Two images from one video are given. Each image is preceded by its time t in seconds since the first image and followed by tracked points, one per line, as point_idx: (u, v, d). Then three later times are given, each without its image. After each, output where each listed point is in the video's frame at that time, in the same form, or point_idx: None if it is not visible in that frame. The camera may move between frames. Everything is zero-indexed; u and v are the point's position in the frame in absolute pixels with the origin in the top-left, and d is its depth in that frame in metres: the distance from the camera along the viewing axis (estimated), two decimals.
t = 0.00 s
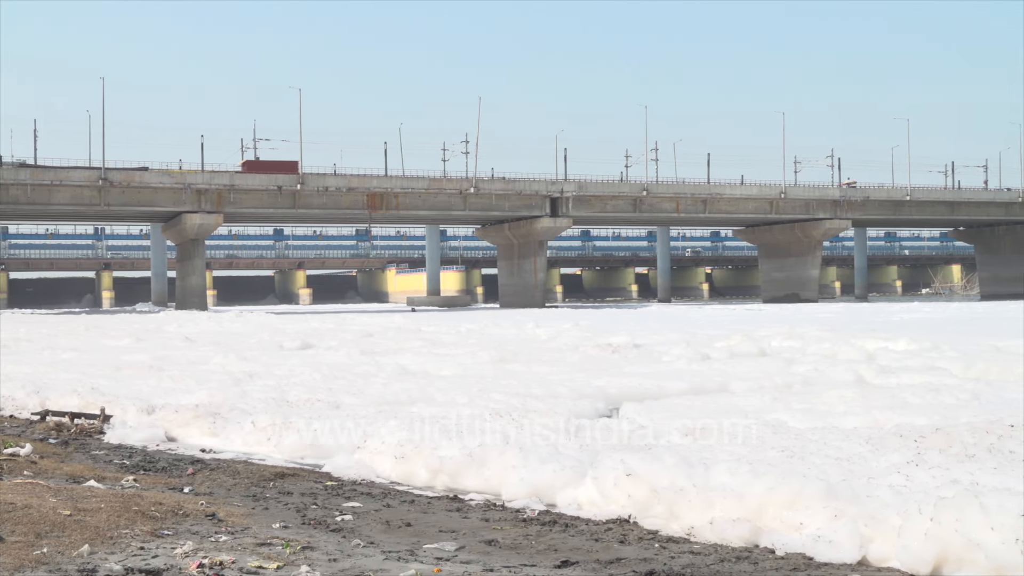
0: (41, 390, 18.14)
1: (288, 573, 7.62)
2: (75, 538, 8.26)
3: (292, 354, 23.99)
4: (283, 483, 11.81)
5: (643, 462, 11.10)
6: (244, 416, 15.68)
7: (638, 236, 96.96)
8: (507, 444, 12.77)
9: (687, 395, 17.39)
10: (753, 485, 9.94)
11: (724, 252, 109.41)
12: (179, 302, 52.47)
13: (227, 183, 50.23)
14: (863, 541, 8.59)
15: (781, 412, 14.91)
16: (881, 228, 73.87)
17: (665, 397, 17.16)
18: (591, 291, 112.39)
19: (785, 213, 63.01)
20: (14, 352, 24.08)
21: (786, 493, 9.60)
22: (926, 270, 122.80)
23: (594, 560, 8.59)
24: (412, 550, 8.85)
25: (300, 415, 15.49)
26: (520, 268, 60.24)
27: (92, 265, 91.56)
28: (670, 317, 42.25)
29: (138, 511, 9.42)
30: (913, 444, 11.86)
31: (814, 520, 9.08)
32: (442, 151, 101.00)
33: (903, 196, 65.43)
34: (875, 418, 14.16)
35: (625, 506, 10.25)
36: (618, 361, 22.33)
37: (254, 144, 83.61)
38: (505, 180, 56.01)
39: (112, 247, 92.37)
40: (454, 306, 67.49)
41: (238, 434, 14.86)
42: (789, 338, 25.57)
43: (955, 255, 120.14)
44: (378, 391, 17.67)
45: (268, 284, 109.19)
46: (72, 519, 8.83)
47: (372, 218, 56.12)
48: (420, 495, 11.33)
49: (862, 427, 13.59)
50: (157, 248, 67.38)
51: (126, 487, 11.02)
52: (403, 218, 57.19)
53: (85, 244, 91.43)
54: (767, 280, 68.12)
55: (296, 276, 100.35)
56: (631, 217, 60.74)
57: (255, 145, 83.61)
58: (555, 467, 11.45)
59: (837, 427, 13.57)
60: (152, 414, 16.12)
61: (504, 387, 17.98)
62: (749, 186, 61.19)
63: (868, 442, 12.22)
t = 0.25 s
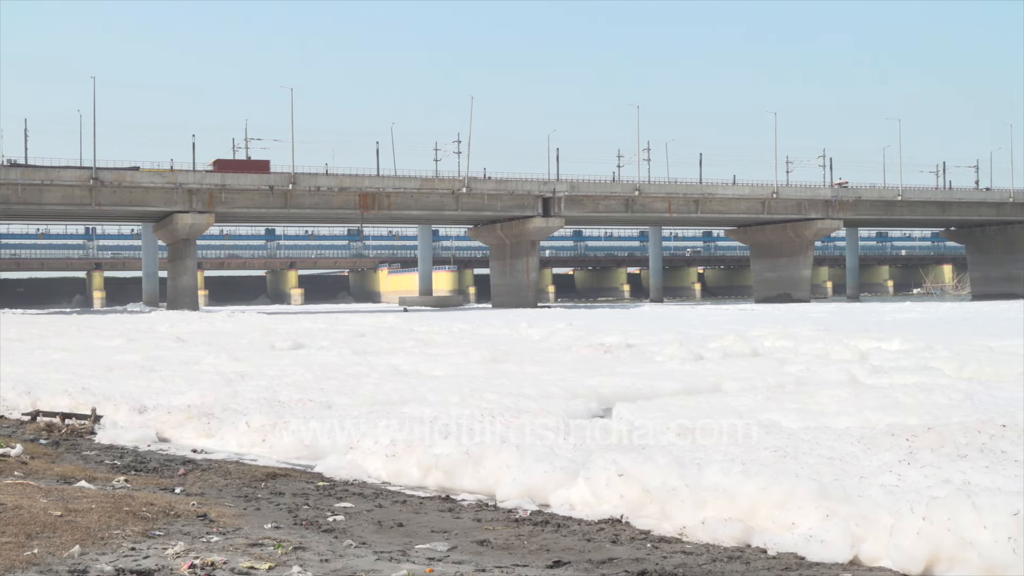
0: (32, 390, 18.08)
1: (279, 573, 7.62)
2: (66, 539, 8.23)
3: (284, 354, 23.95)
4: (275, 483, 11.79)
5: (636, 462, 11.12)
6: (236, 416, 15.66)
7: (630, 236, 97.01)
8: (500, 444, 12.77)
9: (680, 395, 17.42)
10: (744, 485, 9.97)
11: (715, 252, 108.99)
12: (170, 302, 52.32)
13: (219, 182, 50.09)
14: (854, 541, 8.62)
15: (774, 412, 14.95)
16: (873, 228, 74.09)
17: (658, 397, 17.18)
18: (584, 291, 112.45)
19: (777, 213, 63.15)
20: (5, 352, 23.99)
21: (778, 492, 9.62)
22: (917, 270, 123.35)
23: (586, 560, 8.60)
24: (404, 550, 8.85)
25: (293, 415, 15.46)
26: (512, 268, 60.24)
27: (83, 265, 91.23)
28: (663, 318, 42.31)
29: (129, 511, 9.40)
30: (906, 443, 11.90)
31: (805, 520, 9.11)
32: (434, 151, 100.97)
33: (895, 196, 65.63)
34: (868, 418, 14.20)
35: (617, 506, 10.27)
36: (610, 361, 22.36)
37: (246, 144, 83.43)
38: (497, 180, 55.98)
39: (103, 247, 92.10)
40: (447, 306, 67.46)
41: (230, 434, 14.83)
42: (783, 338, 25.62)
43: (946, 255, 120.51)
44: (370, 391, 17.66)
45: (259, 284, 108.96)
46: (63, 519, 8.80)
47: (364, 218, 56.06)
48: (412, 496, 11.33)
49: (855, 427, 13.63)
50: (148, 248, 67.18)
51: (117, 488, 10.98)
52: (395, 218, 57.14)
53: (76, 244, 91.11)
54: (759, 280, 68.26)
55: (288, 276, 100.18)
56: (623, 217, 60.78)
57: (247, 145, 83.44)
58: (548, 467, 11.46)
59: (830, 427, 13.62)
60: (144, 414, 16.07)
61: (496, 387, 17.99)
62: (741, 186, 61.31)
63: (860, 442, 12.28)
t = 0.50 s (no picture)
0: (23, 390, 18.01)
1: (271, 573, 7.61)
2: (57, 539, 8.20)
3: (277, 354, 23.91)
4: (267, 484, 11.77)
5: (628, 462, 11.13)
6: (228, 416, 15.62)
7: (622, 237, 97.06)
8: (493, 444, 12.77)
9: (673, 395, 17.45)
10: (737, 485, 9.99)
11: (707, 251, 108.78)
12: (161, 302, 52.15)
13: (211, 182, 49.97)
14: (846, 540, 8.65)
15: (766, 412, 14.99)
16: (865, 228, 74.35)
17: (651, 397, 17.21)
18: (576, 291, 112.53)
19: (769, 213, 63.29)
20: None
21: (770, 492, 9.65)
22: (908, 270, 123.90)
23: (578, 559, 8.61)
24: (396, 550, 8.84)
25: (285, 415, 15.43)
26: (505, 268, 60.25)
27: (74, 265, 90.89)
28: (655, 318, 42.37)
29: (120, 512, 9.37)
30: (897, 443, 11.94)
31: (797, 520, 9.14)
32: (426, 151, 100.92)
33: (886, 196, 65.85)
34: (861, 417, 14.25)
35: (609, 506, 10.28)
36: (603, 361, 22.37)
37: (238, 143, 83.23)
38: (490, 180, 55.99)
39: (95, 247, 91.80)
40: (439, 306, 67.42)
41: (222, 434, 14.81)
42: (776, 338, 25.68)
43: (937, 255, 120.98)
44: (363, 391, 17.63)
45: (251, 284, 108.72)
46: (54, 520, 8.77)
47: (356, 218, 56.02)
48: (405, 496, 11.32)
49: (848, 426, 13.67)
50: (140, 248, 66.92)
51: (108, 489, 10.94)
52: (387, 218, 57.11)
53: (67, 244, 90.77)
54: (751, 280, 68.43)
55: (280, 276, 100.02)
56: (615, 217, 60.82)
57: (239, 144, 83.24)
58: (540, 467, 11.46)
59: (822, 426, 13.67)
60: (135, 415, 16.03)
61: (489, 387, 17.98)
62: (733, 187, 61.44)
63: (853, 441, 12.32)
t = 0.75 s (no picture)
0: (13, 391, 17.93)
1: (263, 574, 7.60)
2: (47, 540, 8.17)
3: (269, 354, 23.85)
4: (258, 484, 11.74)
5: (620, 461, 11.16)
6: (219, 416, 15.59)
7: (614, 237, 97.19)
8: (485, 444, 12.76)
9: (665, 395, 17.49)
10: (728, 485, 10.01)
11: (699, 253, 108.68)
12: (153, 303, 51.97)
13: (203, 181, 49.83)
14: (837, 540, 8.69)
15: (760, 411, 15.05)
16: (857, 228, 74.59)
17: (644, 397, 17.24)
18: (568, 291, 112.57)
19: (761, 213, 63.42)
20: None
21: (761, 492, 9.67)
22: (899, 270, 124.36)
23: (570, 559, 8.62)
24: (387, 550, 8.83)
25: (277, 415, 15.42)
26: (497, 268, 60.23)
27: (65, 265, 90.54)
28: (647, 317, 42.40)
29: (111, 512, 9.33)
30: (889, 442, 12.00)
31: (788, 519, 9.17)
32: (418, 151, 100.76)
33: (878, 196, 66.01)
34: (853, 416, 14.31)
35: (601, 505, 10.29)
36: (595, 361, 22.42)
37: (229, 142, 82.97)
38: (482, 180, 55.97)
39: (86, 247, 91.50)
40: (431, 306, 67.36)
41: (215, 434, 14.76)
42: (769, 338, 25.74)
43: (928, 255, 121.31)
44: (354, 391, 17.61)
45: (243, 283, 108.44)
46: (44, 520, 8.73)
47: (348, 217, 55.97)
48: (396, 496, 11.31)
49: (840, 426, 13.72)
50: (131, 248, 66.67)
51: (99, 488, 10.91)
52: (379, 218, 57.05)
53: (58, 244, 90.41)
54: (742, 280, 68.58)
55: (272, 276, 99.82)
56: (607, 217, 60.86)
57: (230, 143, 82.97)
58: (533, 466, 11.47)
59: (814, 425, 13.71)
60: (126, 415, 15.96)
61: (481, 387, 17.97)
62: (725, 186, 61.55)
63: (846, 440, 12.38)
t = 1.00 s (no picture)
0: (4, 391, 17.86)
1: (255, 574, 7.58)
2: (38, 540, 8.15)
3: (261, 354, 23.80)
4: (250, 484, 11.73)
5: (612, 460, 11.18)
6: (212, 416, 15.56)
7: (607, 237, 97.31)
8: (478, 444, 12.76)
9: (658, 394, 17.51)
10: (720, 484, 10.03)
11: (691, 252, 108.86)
12: (145, 303, 51.84)
13: (194, 181, 49.68)
14: (829, 539, 8.72)
15: (752, 410, 15.10)
16: (848, 228, 74.82)
17: (637, 397, 17.26)
18: (560, 291, 112.62)
19: (752, 213, 63.55)
20: None
21: (753, 490, 9.70)
22: (891, 270, 124.89)
23: (563, 559, 8.63)
24: (379, 550, 8.83)
25: (270, 415, 15.39)
26: (489, 268, 60.24)
27: (56, 265, 90.18)
28: (640, 318, 42.48)
29: (103, 513, 9.31)
30: (882, 441, 12.04)
31: (780, 518, 9.19)
32: (411, 151, 100.75)
33: (869, 196, 66.18)
34: (845, 416, 14.37)
35: (593, 505, 10.31)
36: (587, 361, 22.45)
37: (222, 142, 82.76)
38: (474, 180, 55.98)
39: (77, 247, 91.15)
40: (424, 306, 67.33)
41: (208, 435, 14.73)
42: (762, 338, 25.82)
43: (919, 255, 121.71)
44: (346, 391, 17.60)
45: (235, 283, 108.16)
46: (36, 520, 8.71)
47: (340, 217, 55.90)
48: (388, 496, 11.30)
49: (833, 425, 13.78)
50: (123, 248, 66.45)
51: (90, 489, 10.89)
52: (371, 218, 56.99)
53: (49, 244, 90.03)
54: (734, 280, 68.73)
55: (264, 276, 99.62)
56: (599, 217, 60.92)
57: (222, 143, 82.75)
58: (526, 466, 11.48)
59: (806, 425, 13.75)
60: (118, 415, 15.93)
61: (474, 387, 17.97)
62: (717, 187, 61.65)
63: (839, 439, 12.42)
